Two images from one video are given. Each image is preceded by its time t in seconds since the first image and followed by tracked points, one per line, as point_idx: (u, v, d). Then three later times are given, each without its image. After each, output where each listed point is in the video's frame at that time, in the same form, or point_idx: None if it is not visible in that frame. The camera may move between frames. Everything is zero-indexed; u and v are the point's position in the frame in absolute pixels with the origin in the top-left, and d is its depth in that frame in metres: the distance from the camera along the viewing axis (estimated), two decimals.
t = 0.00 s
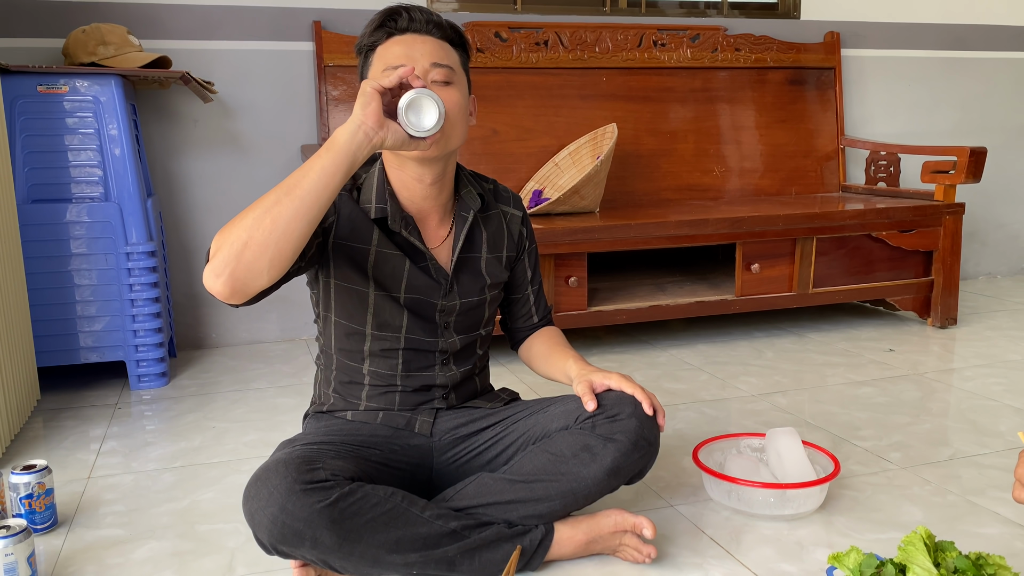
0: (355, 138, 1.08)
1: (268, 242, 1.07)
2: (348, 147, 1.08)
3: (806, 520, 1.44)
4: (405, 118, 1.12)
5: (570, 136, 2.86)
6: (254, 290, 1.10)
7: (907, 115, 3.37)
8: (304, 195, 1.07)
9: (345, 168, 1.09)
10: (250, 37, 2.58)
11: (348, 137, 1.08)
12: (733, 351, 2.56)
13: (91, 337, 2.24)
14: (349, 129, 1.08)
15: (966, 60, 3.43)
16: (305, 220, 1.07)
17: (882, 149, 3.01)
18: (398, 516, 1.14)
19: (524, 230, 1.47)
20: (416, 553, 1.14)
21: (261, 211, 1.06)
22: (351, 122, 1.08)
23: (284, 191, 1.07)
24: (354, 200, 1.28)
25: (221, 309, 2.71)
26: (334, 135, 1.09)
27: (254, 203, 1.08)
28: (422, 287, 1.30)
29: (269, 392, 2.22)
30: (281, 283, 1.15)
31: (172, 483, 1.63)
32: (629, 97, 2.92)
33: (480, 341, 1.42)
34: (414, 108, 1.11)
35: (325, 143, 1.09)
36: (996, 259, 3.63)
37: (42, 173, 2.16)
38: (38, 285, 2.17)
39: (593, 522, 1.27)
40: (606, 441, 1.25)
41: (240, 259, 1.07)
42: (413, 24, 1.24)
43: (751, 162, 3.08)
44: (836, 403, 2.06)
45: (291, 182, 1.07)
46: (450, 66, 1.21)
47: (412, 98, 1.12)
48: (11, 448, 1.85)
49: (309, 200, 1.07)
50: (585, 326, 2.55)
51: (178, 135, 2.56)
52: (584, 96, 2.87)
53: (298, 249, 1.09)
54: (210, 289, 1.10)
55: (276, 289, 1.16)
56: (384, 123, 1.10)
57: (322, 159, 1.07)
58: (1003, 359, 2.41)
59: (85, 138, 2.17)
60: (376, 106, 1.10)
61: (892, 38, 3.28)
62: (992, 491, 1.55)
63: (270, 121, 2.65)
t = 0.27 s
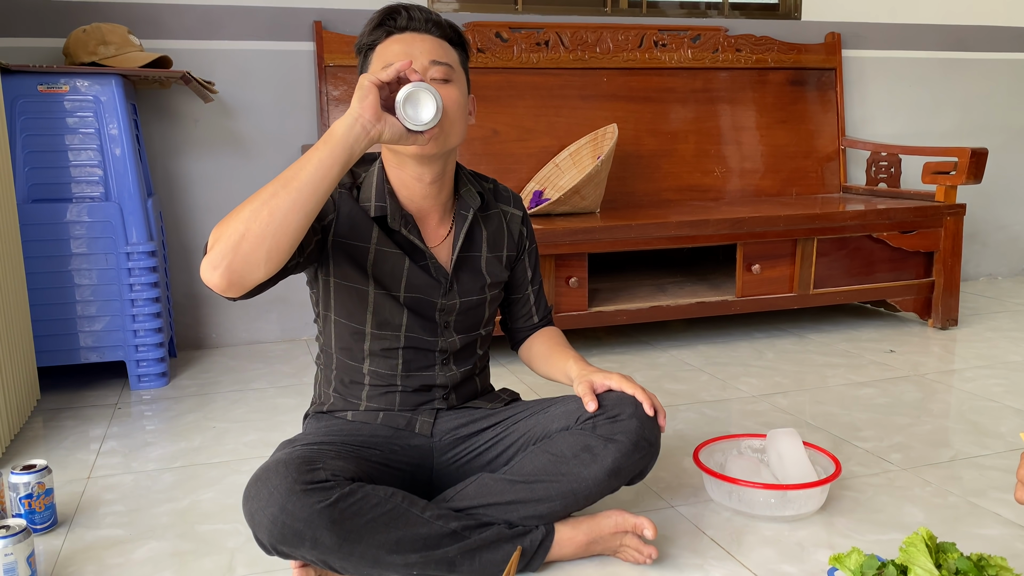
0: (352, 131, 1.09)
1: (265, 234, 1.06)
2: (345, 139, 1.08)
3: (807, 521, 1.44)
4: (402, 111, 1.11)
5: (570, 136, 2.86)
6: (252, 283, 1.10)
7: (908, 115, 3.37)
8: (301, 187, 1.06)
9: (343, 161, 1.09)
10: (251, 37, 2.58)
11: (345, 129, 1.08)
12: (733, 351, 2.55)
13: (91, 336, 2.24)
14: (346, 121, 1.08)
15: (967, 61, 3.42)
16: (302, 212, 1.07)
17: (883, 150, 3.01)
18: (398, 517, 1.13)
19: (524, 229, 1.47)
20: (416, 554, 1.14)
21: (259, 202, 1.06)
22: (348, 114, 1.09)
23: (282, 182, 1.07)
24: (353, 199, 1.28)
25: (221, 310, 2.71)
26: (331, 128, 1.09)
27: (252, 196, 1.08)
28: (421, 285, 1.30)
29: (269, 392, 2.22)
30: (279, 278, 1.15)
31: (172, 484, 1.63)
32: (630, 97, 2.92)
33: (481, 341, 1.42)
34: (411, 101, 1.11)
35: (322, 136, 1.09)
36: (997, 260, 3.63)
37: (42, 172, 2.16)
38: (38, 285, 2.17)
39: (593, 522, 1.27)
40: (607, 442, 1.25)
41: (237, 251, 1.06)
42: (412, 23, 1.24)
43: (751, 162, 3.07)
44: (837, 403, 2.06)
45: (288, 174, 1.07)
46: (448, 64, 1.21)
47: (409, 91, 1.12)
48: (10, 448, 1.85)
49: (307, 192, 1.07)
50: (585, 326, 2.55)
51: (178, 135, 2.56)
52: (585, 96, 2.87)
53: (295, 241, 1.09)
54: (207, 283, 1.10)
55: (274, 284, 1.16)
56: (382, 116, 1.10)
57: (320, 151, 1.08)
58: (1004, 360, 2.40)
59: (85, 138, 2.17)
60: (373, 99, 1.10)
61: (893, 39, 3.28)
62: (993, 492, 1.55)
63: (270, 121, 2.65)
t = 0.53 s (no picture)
0: (350, 127, 1.08)
1: (263, 230, 1.06)
2: (342, 134, 1.08)
3: (807, 522, 1.44)
4: (400, 107, 1.11)
5: (570, 137, 2.86)
6: (249, 278, 1.10)
7: (908, 116, 3.37)
8: (298, 182, 1.06)
9: (340, 156, 1.08)
10: (252, 36, 2.58)
11: (342, 124, 1.08)
12: (734, 352, 2.55)
13: (91, 336, 2.24)
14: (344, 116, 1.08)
15: (967, 62, 3.42)
16: (300, 207, 1.07)
17: (883, 151, 3.00)
18: (398, 517, 1.13)
19: (523, 229, 1.47)
20: (416, 554, 1.14)
21: (257, 197, 1.06)
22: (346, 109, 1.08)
23: (280, 178, 1.07)
24: (352, 198, 1.28)
25: (221, 309, 2.71)
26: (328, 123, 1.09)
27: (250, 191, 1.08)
28: (420, 284, 1.30)
29: (269, 392, 2.22)
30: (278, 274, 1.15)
31: (172, 483, 1.63)
32: (630, 98, 2.92)
33: (481, 340, 1.42)
34: (408, 97, 1.11)
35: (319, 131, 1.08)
36: (997, 261, 3.63)
37: (43, 172, 2.16)
38: (38, 285, 2.17)
39: (593, 523, 1.27)
40: (607, 442, 1.25)
41: (235, 246, 1.06)
42: (411, 23, 1.24)
43: (752, 163, 3.07)
44: (837, 404, 2.06)
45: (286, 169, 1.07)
46: (447, 63, 1.21)
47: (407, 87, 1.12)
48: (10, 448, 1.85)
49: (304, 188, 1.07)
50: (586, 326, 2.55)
51: (179, 135, 2.56)
52: (585, 96, 2.87)
53: (292, 237, 1.09)
54: (205, 278, 1.10)
55: (272, 280, 1.15)
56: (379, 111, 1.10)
57: (317, 146, 1.07)
58: (1004, 361, 2.40)
59: (86, 137, 2.17)
60: (370, 94, 1.10)
61: (894, 40, 3.28)
62: (993, 494, 1.55)
63: (270, 121, 2.65)
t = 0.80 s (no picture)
0: (349, 126, 1.08)
1: (260, 228, 1.06)
2: (341, 132, 1.08)
3: (807, 522, 1.44)
4: (399, 107, 1.11)
5: (571, 137, 2.86)
6: (247, 276, 1.09)
7: (909, 116, 3.37)
8: (296, 180, 1.06)
9: (339, 155, 1.08)
10: (252, 36, 2.58)
11: (340, 123, 1.08)
12: (734, 352, 2.55)
13: (91, 335, 2.24)
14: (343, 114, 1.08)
15: (968, 62, 3.42)
16: (298, 205, 1.07)
17: (884, 151, 3.00)
18: (397, 516, 1.13)
19: (523, 228, 1.47)
20: (415, 553, 1.14)
21: (255, 195, 1.06)
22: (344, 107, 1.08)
23: (278, 175, 1.07)
24: (351, 197, 1.28)
25: (221, 309, 2.71)
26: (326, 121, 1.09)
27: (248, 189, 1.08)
28: (420, 282, 1.30)
29: (269, 391, 2.22)
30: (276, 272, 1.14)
31: (172, 482, 1.63)
32: (630, 97, 2.92)
33: (480, 339, 1.42)
34: (407, 96, 1.11)
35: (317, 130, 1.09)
36: (998, 262, 3.63)
37: (43, 170, 2.16)
38: (38, 283, 2.17)
39: (593, 523, 1.27)
40: (606, 442, 1.25)
41: (233, 243, 1.06)
42: (410, 22, 1.24)
43: (752, 163, 3.07)
44: (837, 405, 2.06)
45: (285, 166, 1.07)
46: (446, 61, 1.21)
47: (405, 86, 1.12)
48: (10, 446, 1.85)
49: (302, 187, 1.07)
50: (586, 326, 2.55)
51: (179, 135, 2.56)
52: (585, 96, 2.87)
53: (290, 235, 1.09)
54: (202, 275, 1.10)
55: (270, 278, 1.15)
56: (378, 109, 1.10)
57: (316, 144, 1.07)
58: (1004, 361, 2.40)
59: (86, 136, 2.17)
60: (369, 93, 1.10)
61: (894, 40, 3.28)
62: (993, 494, 1.55)
63: (271, 120, 2.65)
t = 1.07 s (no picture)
0: (352, 143, 1.07)
1: (261, 243, 1.06)
2: (343, 150, 1.07)
3: (807, 522, 1.44)
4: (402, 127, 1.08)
5: (571, 136, 2.86)
6: (246, 289, 1.10)
7: (909, 116, 3.37)
8: (297, 198, 1.06)
9: (341, 172, 1.08)
10: (252, 34, 2.58)
11: (345, 140, 1.07)
12: (734, 352, 2.55)
13: (91, 334, 2.24)
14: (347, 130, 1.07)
15: (968, 62, 3.42)
16: (298, 221, 1.07)
17: (885, 151, 3.00)
18: (398, 515, 1.13)
19: (523, 228, 1.47)
20: (416, 552, 1.14)
21: (256, 210, 1.06)
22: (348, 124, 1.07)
23: (279, 191, 1.06)
24: (351, 197, 1.27)
25: (222, 308, 2.71)
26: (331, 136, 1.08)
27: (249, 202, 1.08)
28: (419, 282, 1.30)
29: (269, 390, 2.22)
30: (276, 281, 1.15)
31: (172, 481, 1.63)
32: (631, 97, 2.92)
33: (480, 338, 1.42)
34: (411, 120, 1.08)
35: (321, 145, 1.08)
36: (998, 262, 3.63)
37: (44, 169, 2.16)
38: (38, 282, 2.17)
39: (593, 522, 1.27)
40: (607, 441, 1.25)
41: (234, 257, 1.06)
42: (413, 21, 1.24)
43: (752, 163, 3.07)
44: (838, 404, 2.06)
45: (286, 183, 1.07)
46: (449, 61, 1.21)
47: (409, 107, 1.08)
48: (10, 445, 1.85)
49: (304, 204, 1.07)
50: (586, 326, 2.55)
51: (180, 134, 2.56)
52: (586, 96, 2.87)
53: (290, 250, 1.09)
54: (202, 285, 1.10)
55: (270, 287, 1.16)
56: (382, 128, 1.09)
57: (318, 161, 1.07)
58: (1005, 362, 2.40)
59: (87, 135, 2.17)
60: (375, 112, 1.08)
61: (895, 40, 3.28)
62: (994, 494, 1.55)
63: (271, 119, 2.65)
